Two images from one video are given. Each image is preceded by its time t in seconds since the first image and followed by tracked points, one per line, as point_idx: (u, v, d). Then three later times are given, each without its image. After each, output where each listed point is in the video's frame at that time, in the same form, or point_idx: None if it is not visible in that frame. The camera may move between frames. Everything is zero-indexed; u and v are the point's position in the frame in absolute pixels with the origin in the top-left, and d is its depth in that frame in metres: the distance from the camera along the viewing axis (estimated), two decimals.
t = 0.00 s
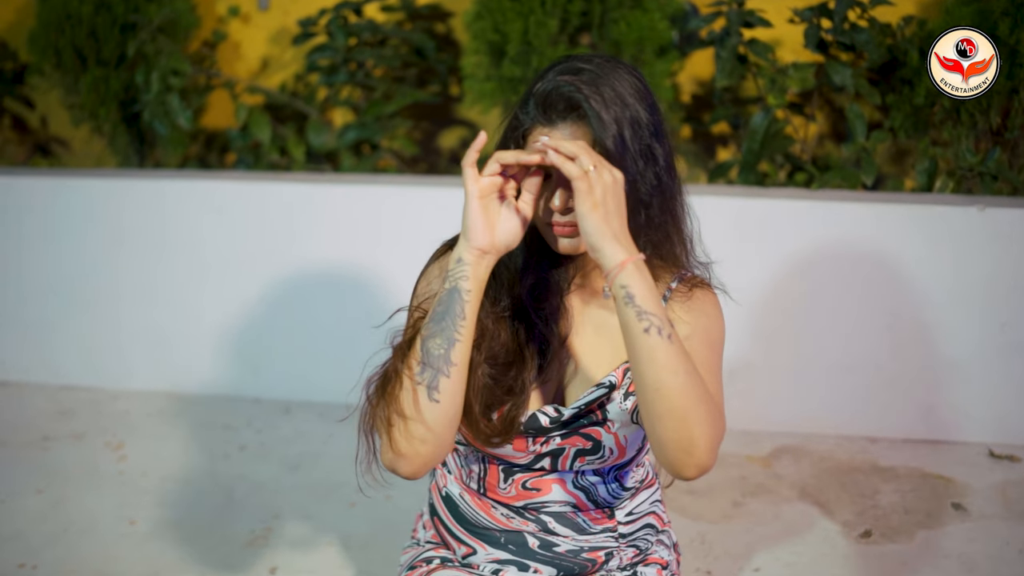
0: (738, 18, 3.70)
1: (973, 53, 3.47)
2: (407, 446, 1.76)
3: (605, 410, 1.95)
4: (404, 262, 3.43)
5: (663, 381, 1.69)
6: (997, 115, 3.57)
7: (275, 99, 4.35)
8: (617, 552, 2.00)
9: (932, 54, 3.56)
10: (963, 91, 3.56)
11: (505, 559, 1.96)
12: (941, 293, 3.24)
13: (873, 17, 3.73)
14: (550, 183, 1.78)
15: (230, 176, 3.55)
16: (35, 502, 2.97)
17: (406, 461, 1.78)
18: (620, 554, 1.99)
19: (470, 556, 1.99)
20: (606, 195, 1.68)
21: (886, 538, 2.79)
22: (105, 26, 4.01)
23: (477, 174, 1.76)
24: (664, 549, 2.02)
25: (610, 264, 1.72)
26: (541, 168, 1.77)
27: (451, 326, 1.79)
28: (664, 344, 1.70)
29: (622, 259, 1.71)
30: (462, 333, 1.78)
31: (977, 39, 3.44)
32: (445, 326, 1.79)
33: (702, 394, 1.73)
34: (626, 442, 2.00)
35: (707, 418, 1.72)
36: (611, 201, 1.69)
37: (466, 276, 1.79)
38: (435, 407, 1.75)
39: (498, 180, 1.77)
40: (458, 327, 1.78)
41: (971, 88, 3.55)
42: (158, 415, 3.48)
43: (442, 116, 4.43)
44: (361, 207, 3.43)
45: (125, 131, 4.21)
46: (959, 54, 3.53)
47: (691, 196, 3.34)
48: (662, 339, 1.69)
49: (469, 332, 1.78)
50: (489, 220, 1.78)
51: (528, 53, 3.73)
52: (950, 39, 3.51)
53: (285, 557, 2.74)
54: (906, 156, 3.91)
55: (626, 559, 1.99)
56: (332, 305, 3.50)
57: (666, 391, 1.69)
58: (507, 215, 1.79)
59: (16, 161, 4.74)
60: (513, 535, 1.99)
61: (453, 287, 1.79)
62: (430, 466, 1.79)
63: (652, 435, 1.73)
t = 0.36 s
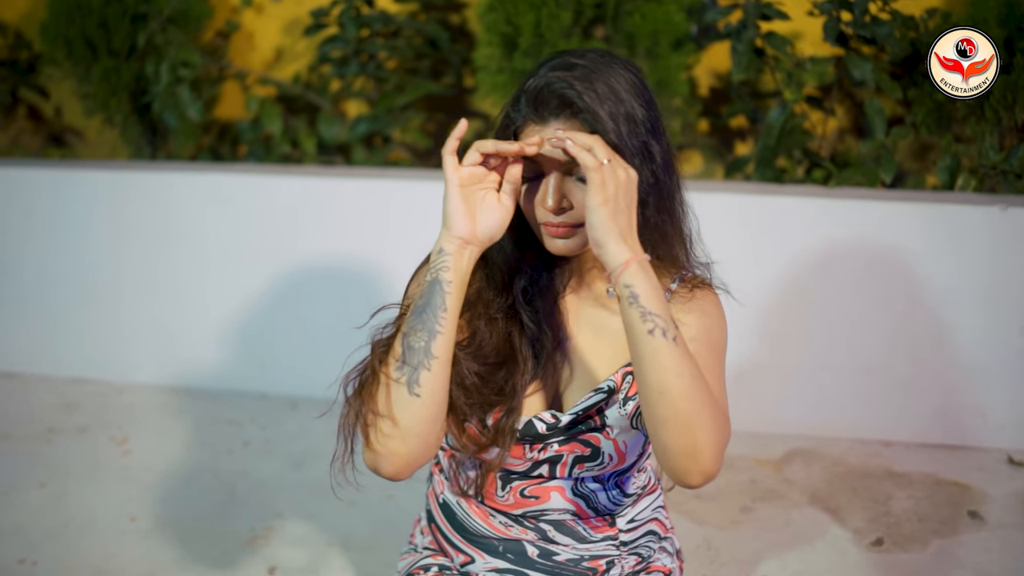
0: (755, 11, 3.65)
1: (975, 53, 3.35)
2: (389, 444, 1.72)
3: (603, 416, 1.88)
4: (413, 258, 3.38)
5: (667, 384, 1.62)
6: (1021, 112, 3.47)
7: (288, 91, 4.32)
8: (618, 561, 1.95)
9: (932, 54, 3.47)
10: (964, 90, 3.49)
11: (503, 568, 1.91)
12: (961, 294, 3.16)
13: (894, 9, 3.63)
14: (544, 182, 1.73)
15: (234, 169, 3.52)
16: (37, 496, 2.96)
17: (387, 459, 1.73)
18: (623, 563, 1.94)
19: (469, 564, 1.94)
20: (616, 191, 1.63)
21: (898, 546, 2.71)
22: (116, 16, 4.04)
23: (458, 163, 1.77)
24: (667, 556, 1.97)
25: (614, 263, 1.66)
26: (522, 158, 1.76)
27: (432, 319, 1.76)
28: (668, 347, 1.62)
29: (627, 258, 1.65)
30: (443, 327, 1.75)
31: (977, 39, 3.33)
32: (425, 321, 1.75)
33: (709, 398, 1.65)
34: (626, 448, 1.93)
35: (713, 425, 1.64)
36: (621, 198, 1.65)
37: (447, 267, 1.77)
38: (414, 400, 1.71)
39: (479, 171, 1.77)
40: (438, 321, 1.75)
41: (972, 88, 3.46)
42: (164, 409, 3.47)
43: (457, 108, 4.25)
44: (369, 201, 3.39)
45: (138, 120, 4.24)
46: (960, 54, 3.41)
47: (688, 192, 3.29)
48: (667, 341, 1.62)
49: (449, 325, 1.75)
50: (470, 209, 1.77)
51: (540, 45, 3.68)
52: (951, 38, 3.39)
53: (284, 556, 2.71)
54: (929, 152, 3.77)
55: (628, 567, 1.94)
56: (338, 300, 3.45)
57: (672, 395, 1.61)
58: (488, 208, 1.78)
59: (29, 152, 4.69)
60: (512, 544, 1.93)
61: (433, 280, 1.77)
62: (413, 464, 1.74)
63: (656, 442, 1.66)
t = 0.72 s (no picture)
0: (773, 7, 3.56)
1: (974, 54, 3.25)
2: (374, 459, 1.70)
3: (602, 430, 1.82)
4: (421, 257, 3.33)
5: (660, 404, 1.57)
6: None
7: (300, 85, 4.29)
8: None
9: (932, 53, 3.35)
10: (965, 90, 3.39)
11: None
12: (979, 300, 3.09)
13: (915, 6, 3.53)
14: (538, 188, 1.70)
15: (241, 165, 3.49)
16: (42, 493, 2.96)
17: (375, 474, 1.71)
18: None
19: None
20: (614, 206, 1.58)
21: (910, 558, 2.65)
22: (127, 10, 4.04)
23: (439, 172, 1.75)
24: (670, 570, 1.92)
25: (604, 277, 1.60)
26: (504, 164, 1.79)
27: (416, 331, 1.74)
28: (661, 366, 1.57)
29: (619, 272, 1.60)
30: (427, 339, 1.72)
31: (976, 39, 3.22)
32: (409, 334, 1.73)
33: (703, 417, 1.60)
34: (627, 462, 1.87)
35: (707, 445, 1.60)
36: (619, 213, 1.60)
37: (431, 277, 1.74)
38: (399, 414, 1.69)
39: (461, 180, 1.76)
40: (422, 334, 1.73)
41: (972, 87, 3.37)
42: (172, 406, 3.45)
43: (472, 103, 4.18)
44: (377, 200, 3.35)
45: (150, 114, 4.26)
46: (959, 54, 3.30)
47: (691, 194, 3.26)
48: (660, 361, 1.57)
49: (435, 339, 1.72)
50: (452, 217, 1.75)
51: (553, 41, 3.64)
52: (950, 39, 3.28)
53: (286, 559, 2.69)
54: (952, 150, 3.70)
55: None
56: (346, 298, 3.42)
57: (664, 416, 1.56)
58: (472, 217, 1.76)
59: (45, 144, 4.67)
60: (512, 557, 1.90)
61: (416, 292, 1.74)
62: (401, 479, 1.72)
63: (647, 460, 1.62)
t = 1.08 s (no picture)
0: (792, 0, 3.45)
1: (974, 53, 3.14)
2: (356, 463, 1.69)
3: (604, 439, 1.77)
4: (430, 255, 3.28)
5: (663, 407, 1.51)
6: None
7: (311, 78, 4.23)
8: None
9: (931, 54, 3.21)
10: (965, 90, 3.29)
11: None
12: (1003, 304, 3.00)
13: None
14: (533, 190, 1.68)
15: (249, 160, 3.45)
16: (45, 489, 2.94)
17: (356, 480, 1.70)
18: None
19: None
20: (622, 199, 1.56)
21: (926, 570, 2.58)
22: None
23: (430, 173, 1.78)
24: None
25: (611, 272, 1.56)
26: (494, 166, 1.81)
27: (401, 334, 1.74)
28: (666, 367, 1.52)
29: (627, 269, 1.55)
30: (411, 343, 1.72)
31: (977, 39, 3.10)
32: (393, 337, 1.73)
33: (709, 424, 1.53)
34: (632, 473, 1.81)
35: (713, 453, 1.53)
36: (628, 206, 1.57)
37: (418, 278, 1.75)
38: (381, 418, 1.68)
39: (451, 181, 1.79)
40: (405, 337, 1.73)
41: (973, 87, 3.27)
42: (177, 402, 3.42)
43: (485, 95, 4.13)
44: (386, 196, 3.30)
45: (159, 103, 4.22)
46: (958, 54, 3.17)
47: (703, 194, 3.20)
48: (665, 361, 1.52)
49: (420, 342, 1.72)
50: (441, 218, 1.77)
51: (566, 34, 3.57)
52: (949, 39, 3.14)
53: (289, 561, 2.65)
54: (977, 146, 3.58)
55: None
56: (352, 294, 3.37)
57: (668, 421, 1.50)
58: (463, 221, 1.78)
59: (57, 134, 4.64)
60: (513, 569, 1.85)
61: (404, 293, 1.75)
62: (383, 485, 1.70)
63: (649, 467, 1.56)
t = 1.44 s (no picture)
0: None
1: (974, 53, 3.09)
2: (336, 464, 1.65)
3: (613, 451, 1.70)
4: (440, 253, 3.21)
5: (688, 403, 1.42)
6: None
7: (323, 69, 4.17)
8: None
9: (931, 54, 3.18)
10: (965, 90, 3.23)
11: None
12: None
13: None
14: (535, 191, 1.61)
15: (257, 155, 3.40)
16: (47, 488, 2.90)
17: (336, 481, 1.65)
18: None
19: None
20: (648, 182, 1.48)
21: None
22: None
23: (429, 170, 1.75)
24: None
25: (636, 259, 1.47)
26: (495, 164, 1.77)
27: (388, 334, 1.69)
28: (694, 359, 1.44)
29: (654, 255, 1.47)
30: (398, 341, 1.67)
31: (977, 39, 3.06)
32: (380, 335, 1.69)
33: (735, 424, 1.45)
34: (643, 489, 1.74)
35: (737, 455, 1.44)
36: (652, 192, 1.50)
37: (410, 275, 1.70)
38: (362, 419, 1.63)
39: (449, 179, 1.76)
40: (392, 335, 1.68)
41: (973, 88, 3.21)
42: (183, 400, 3.37)
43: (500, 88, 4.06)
44: (396, 193, 3.24)
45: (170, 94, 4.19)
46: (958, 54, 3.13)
47: (718, 193, 3.12)
48: (691, 354, 1.44)
49: (406, 340, 1.67)
50: (437, 216, 1.73)
51: (582, 27, 3.49)
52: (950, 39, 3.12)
53: (292, 564, 2.59)
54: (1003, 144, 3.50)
55: None
56: (360, 294, 3.30)
57: (692, 418, 1.42)
58: (461, 219, 1.74)
59: (68, 126, 4.56)
60: None
61: (395, 290, 1.70)
62: (361, 487, 1.65)
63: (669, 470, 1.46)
